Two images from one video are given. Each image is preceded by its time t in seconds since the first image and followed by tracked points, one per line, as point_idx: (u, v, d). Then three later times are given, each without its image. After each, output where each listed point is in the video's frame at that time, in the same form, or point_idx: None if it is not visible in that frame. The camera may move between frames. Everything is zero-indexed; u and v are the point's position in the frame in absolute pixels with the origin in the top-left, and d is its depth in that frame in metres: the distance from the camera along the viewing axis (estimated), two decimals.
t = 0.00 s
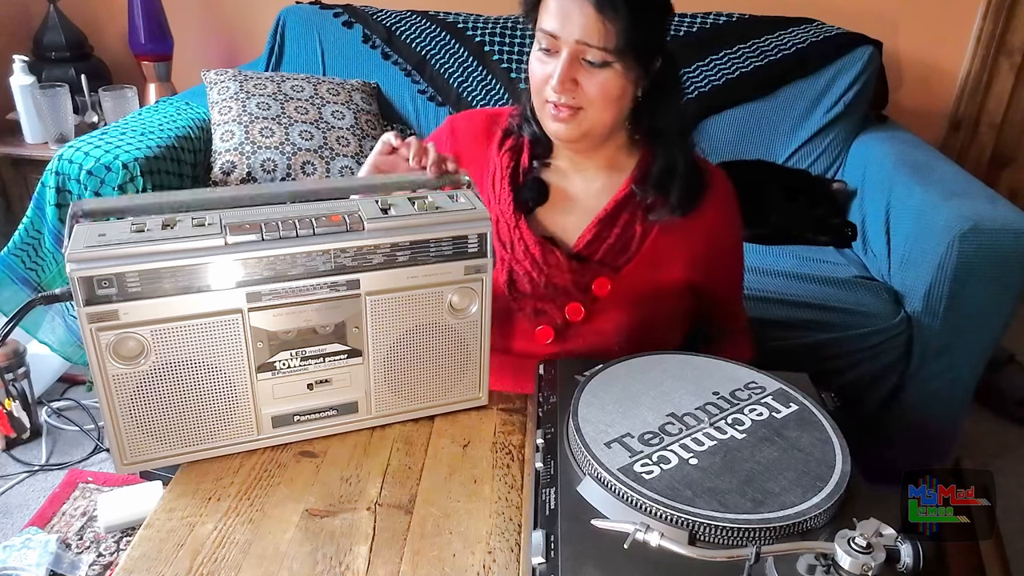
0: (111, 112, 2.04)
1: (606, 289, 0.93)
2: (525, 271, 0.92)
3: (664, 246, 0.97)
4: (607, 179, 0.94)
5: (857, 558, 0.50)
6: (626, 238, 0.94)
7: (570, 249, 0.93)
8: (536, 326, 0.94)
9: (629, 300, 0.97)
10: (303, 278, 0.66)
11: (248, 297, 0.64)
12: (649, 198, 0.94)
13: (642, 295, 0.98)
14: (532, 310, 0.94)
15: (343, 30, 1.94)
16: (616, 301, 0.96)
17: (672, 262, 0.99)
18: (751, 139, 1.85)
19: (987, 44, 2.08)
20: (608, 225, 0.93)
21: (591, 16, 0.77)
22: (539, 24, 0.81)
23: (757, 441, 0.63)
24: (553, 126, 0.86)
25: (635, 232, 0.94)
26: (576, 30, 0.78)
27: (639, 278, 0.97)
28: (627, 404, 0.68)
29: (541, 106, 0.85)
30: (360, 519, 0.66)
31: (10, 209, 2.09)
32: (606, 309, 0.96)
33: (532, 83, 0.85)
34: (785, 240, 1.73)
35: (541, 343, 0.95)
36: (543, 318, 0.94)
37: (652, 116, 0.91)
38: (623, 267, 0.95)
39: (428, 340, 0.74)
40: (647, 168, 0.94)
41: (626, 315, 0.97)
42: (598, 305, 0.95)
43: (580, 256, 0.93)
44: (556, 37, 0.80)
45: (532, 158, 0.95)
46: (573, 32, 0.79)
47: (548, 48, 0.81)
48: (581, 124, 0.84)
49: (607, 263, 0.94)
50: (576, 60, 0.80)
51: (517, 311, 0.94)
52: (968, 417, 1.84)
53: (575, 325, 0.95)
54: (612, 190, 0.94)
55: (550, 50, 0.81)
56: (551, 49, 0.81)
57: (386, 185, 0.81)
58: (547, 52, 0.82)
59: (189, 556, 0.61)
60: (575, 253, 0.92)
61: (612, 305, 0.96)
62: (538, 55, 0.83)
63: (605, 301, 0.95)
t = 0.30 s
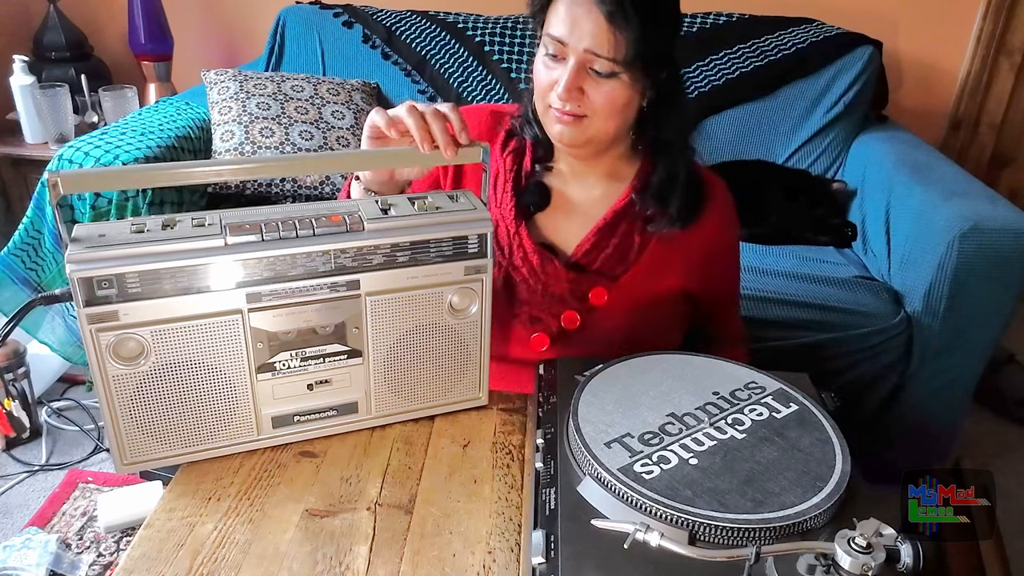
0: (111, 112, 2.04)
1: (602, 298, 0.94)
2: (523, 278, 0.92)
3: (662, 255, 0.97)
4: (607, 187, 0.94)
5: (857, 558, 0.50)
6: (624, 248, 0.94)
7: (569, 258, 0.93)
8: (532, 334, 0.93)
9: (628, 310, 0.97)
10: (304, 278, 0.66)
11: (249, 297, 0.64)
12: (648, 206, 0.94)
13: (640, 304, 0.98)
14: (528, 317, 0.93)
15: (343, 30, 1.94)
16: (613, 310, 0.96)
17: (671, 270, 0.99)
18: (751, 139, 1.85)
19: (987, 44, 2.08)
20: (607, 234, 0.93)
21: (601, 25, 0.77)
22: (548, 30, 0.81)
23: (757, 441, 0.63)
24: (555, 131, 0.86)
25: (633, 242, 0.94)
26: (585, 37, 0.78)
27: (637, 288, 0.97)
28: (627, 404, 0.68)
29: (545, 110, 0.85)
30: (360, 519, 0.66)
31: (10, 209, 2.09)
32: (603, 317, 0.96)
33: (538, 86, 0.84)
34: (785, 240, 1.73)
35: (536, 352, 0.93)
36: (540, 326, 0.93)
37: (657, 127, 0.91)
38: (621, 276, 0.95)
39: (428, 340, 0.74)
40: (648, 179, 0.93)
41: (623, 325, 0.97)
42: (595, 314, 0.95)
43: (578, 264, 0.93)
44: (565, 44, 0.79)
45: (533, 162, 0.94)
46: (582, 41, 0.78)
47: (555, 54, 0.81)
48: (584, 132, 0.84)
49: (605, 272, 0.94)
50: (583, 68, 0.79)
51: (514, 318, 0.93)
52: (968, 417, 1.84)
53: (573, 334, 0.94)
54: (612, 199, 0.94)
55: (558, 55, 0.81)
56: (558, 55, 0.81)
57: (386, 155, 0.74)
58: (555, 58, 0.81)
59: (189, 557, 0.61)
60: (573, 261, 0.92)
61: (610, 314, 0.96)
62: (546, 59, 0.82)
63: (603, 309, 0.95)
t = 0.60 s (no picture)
0: (111, 112, 2.04)
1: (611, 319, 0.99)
2: (530, 299, 0.97)
3: (672, 275, 0.97)
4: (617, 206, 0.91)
5: (857, 558, 0.50)
6: (633, 269, 0.96)
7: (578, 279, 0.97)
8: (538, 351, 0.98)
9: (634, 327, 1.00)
10: (303, 277, 0.66)
11: (248, 296, 0.64)
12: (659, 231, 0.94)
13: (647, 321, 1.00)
14: (534, 337, 0.98)
15: (343, 31, 1.94)
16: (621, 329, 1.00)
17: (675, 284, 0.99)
18: (752, 139, 1.82)
19: (987, 44, 2.09)
20: (616, 257, 0.95)
21: (648, 58, 0.75)
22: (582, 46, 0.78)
23: (757, 441, 0.63)
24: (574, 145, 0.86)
25: (643, 264, 0.96)
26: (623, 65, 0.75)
27: (645, 307, 0.99)
28: (627, 404, 0.68)
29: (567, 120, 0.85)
30: (360, 519, 0.66)
31: (10, 209, 2.09)
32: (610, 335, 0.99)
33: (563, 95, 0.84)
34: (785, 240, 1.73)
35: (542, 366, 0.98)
36: (547, 344, 0.98)
37: (676, 163, 0.86)
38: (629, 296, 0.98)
39: (428, 340, 0.74)
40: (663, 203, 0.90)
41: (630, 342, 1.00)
42: (603, 332, 0.99)
43: (587, 286, 0.96)
44: (606, 63, 0.77)
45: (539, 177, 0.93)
46: (624, 68, 0.76)
47: (591, 68, 0.78)
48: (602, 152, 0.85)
49: (613, 293, 0.98)
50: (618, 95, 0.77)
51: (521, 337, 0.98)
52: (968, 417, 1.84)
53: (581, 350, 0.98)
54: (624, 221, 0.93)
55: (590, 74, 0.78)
56: (595, 70, 0.78)
57: (377, 156, 0.72)
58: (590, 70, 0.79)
59: (189, 556, 0.61)
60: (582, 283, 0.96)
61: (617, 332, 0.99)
62: (581, 67, 0.80)
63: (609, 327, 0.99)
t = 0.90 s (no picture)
0: (111, 112, 2.04)
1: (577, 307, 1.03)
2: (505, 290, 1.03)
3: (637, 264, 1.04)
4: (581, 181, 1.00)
5: (857, 558, 0.50)
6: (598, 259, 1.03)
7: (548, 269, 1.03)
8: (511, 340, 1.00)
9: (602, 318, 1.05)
10: (303, 278, 0.66)
11: (248, 296, 0.64)
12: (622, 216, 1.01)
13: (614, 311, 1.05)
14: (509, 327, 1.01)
15: (343, 31, 1.95)
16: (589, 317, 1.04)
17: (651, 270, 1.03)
18: (751, 139, 1.83)
19: (987, 43, 2.09)
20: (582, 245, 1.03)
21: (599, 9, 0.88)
22: (576, 51, 0.89)
23: (757, 441, 0.63)
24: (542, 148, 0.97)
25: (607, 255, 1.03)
26: (604, 98, 0.93)
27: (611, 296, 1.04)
28: (627, 404, 0.68)
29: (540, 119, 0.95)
30: (360, 519, 0.66)
31: (9, 210, 2.09)
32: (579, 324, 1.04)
33: (530, 83, 0.93)
34: (785, 240, 1.74)
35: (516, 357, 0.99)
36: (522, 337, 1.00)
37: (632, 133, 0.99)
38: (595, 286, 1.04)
39: (428, 340, 0.74)
40: (636, 194, 1.01)
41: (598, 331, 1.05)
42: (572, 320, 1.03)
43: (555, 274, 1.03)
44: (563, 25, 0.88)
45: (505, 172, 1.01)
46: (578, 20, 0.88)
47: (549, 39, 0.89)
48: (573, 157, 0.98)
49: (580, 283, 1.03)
50: (599, 124, 0.94)
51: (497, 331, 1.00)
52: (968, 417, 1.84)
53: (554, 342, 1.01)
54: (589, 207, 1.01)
55: (578, 95, 0.92)
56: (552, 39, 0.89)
57: (380, 157, 0.73)
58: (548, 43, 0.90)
59: (189, 556, 0.61)
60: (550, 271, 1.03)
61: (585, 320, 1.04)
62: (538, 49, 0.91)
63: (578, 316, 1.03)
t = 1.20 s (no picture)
0: (111, 112, 2.04)
1: (561, 307, 0.96)
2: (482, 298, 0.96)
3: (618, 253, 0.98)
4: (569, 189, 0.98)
5: (857, 558, 0.50)
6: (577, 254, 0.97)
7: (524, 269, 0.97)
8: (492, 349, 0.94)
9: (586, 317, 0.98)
10: (303, 277, 0.66)
11: (248, 297, 0.64)
12: (602, 196, 0.96)
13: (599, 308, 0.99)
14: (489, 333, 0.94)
15: (343, 31, 1.94)
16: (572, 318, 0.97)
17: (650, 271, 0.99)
18: (751, 138, 1.85)
19: (987, 43, 2.09)
20: (559, 239, 0.96)
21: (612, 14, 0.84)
22: (585, 62, 0.85)
23: (757, 441, 0.63)
24: (530, 154, 0.97)
25: (586, 245, 0.97)
26: (604, 111, 0.89)
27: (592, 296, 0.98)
28: (627, 404, 0.68)
29: (534, 126, 0.91)
30: (360, 519, 0.66)
31: (9, 210, 2.09)
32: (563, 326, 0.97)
33: (530, 86, 0.88)
34: (785, 240, 1.74)
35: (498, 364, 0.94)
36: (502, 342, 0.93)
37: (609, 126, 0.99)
38: (578, 283, 0.97)
39: (428, 339, 0.74)
40: (627, 198, 0.96)
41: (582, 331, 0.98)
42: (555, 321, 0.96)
43: (532, 273, 0.96)
44: (574, 35, 0.85)
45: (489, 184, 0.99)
46: (592, 28, 0.85)
47: (559, 48, 0.86)
48: (563, 164, 0.97)
49: (562, 280, 0.96)
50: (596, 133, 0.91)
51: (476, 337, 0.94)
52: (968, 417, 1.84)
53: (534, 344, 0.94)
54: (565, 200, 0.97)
55: (578, 106, 0.86)
56: (562, 46, 0.86)
57: (382, 157, 0.73)
58: (557, 50, 0.86)
59: (189, 556, 0.61)
60: (526, 272, 0.96)
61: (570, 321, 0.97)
62: (545, 55, 0.87)
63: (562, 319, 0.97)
